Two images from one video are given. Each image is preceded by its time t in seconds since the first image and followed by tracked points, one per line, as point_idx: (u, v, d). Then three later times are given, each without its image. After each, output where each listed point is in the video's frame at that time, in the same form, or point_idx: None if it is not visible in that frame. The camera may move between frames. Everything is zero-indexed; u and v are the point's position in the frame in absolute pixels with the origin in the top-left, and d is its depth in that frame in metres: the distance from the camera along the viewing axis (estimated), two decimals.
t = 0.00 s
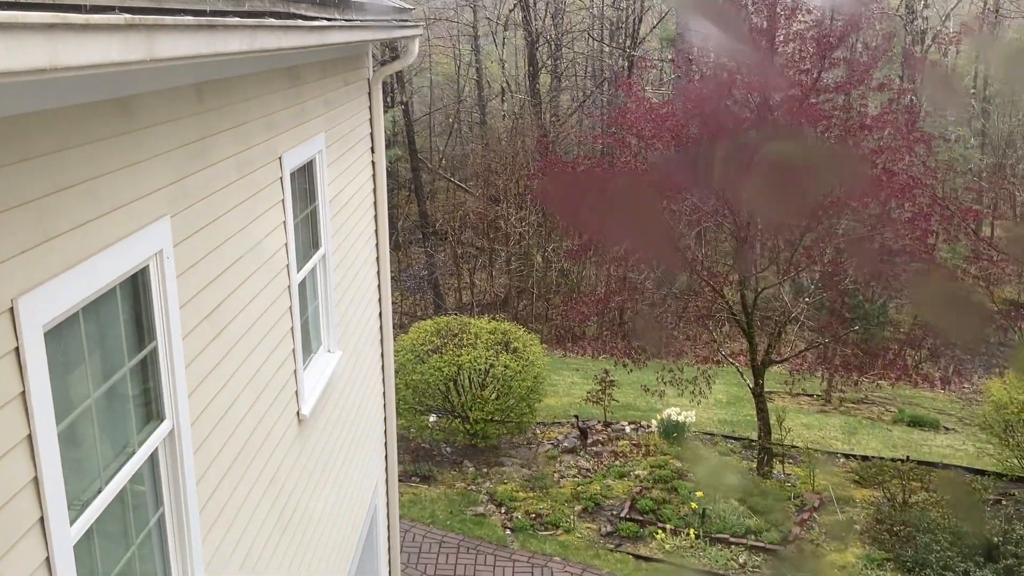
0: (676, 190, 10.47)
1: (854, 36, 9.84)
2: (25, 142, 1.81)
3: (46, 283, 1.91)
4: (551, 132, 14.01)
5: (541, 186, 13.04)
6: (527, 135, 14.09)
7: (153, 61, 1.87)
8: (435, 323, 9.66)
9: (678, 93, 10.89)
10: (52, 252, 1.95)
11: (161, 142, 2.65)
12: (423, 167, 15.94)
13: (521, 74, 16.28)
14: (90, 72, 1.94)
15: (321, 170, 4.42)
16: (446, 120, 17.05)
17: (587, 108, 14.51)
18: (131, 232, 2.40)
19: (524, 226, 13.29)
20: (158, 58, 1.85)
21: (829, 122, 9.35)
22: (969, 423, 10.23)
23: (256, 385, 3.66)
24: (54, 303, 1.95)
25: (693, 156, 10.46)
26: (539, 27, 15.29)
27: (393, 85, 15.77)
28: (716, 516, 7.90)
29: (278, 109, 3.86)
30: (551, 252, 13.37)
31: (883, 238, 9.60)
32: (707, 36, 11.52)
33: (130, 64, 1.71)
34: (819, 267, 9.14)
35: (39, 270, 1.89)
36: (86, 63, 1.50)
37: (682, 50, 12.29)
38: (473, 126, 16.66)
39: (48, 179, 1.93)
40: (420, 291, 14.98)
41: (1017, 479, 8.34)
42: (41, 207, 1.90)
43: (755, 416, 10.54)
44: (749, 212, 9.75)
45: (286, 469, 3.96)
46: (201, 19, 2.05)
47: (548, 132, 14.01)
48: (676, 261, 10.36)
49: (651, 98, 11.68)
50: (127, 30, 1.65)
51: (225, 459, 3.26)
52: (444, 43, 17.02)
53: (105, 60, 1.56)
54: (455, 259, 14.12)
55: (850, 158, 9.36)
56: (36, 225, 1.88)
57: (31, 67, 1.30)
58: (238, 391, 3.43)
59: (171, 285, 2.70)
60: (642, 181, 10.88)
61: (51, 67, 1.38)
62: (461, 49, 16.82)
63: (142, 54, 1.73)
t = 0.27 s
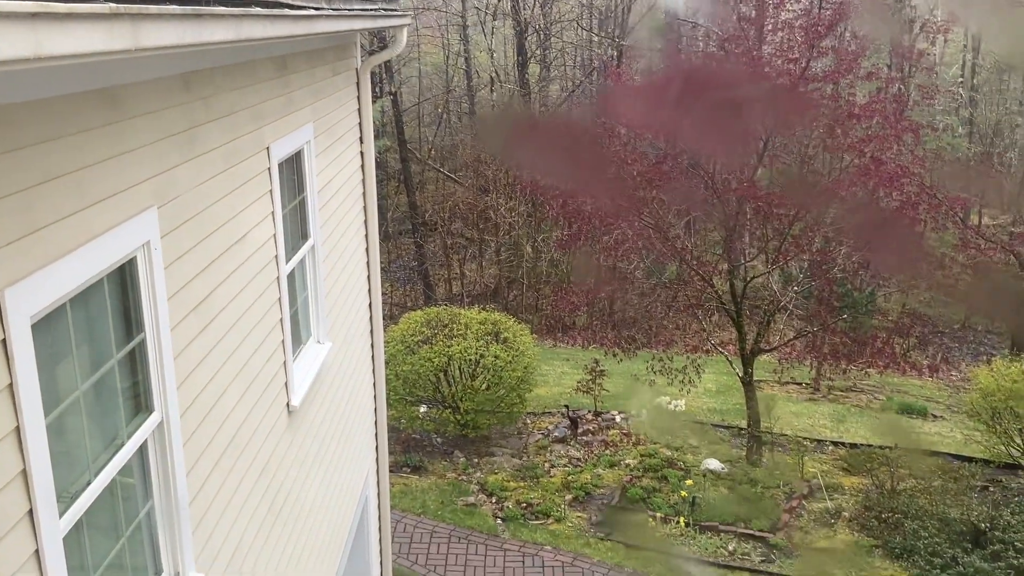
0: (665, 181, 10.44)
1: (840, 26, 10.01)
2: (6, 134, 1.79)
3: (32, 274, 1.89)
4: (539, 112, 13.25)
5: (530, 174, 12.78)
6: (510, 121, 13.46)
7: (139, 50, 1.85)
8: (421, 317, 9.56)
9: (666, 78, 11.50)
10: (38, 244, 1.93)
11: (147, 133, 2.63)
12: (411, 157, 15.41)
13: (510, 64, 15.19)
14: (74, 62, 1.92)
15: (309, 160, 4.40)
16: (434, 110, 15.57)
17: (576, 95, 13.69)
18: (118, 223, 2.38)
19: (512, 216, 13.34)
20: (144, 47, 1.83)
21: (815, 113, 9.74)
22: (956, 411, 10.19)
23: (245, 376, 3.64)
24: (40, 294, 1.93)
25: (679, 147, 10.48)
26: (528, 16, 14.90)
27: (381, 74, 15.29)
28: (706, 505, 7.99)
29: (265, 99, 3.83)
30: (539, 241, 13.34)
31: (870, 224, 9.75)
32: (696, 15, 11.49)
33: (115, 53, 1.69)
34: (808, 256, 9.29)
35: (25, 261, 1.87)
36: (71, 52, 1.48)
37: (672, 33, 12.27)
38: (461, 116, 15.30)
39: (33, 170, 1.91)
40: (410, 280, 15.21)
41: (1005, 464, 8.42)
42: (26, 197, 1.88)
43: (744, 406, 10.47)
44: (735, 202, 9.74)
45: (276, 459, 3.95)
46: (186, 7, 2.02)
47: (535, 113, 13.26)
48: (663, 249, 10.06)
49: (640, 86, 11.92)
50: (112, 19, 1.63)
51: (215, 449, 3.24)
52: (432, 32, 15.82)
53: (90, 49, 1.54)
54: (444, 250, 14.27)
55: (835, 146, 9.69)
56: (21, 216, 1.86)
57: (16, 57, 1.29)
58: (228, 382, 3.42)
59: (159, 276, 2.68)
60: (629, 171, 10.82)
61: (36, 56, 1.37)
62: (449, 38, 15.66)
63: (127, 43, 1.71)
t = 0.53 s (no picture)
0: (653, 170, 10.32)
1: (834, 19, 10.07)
2: None
3: (16, 266, 1.87)
4: (532, 110, 13.73)
5: (518, 164, 13.07)
6: (506, 118, 13.84)
7: (124, 40, 1.83)
8: (410, 308, 9.53)
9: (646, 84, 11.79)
10: (22, 236, 1.91)
11: (134, 123, 2.61)
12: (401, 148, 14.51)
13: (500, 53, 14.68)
14: (62, 54, 1.91)
15: (298, 151, 4.38)
16: (423, 101, 14.74)
17: (566, 87, 13.83)
18: (104, 215, 2.36)
19: (503, 207, 13.03)
20: (129, 36, 1.81)
21: (806, 103, 9.41)
22: (944, 399, 10.32)
23: (235, 367, 3.63)
24: (25, 286, 1.91)
25: (667, 137, 10.61)
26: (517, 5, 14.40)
27: (368, 65, 14.05)
28: (695, 494, 8.00)
29: (252, 90, 3.79)
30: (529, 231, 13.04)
31: (860, 216, 9.79)
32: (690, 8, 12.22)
33: (101, 43, 1.68)
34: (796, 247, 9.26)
35: (9, 253, 1.85)
36: (56, 41, 1.46)
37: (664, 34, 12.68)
38: (451, 107, 14.54)
39: (17, 161, 1.89)
40: (398, 272, 14.19)
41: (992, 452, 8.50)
42: (10, 189, 1.86)
43: (732, 395, 10.47)
44: (725, 192, 9.36)
45: (266, 451, 3.94)
46: None
47: (528, 110, 13.75)
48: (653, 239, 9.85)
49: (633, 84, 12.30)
50: (97, 8, 1.61)
51: (205, 441, 3.23)
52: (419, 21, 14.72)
53: (75, 39, 1.53)
54: (433, 241, 13.60)
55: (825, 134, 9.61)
56: (6, 208, 1.84)
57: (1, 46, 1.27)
58: (217, 373, 3.39)
59: (146, 269, 2.64)
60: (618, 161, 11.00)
61: (21, 46, 1.36)
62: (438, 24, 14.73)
63: (112, 33, 1.70)
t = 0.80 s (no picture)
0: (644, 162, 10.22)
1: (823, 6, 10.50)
2: None
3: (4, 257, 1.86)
4: (522, 101, 13.52)
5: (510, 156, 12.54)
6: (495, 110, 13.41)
7: (113, 29, 1.82)
8: (405, 296, 9.60)
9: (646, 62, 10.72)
10: (9, 226, 1.89)
11: (122, 113, 2.58)
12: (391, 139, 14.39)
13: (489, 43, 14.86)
14: (49, 42, 1.90)
15: (287, 142, 4.36)
16: (413, 92, 14.94)
17: (556, 79, 13.83)
18: (93, 206, 2.33)
19: (495, 198, 12.77)
20: (118, 25, 1.80)
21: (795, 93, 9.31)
22: (933, 388, 10.12)
23: (226, 358, 3.61)
24: (12, 277, 1.89)
25: (659, 127, 10.16)
26: None
27: (358, 56, 13.97)
28: (686, 484, 8.03)
29: (242, 79, 3.77)
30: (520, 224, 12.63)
31: (849, 208, 9.48)
32: None
33: (89, 31, 1.66)
34: (787, 237, 9.42)
35: None
36: (42, 31, 1.45)
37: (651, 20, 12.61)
38: (442, 98, 14.73)
39: (3, 151, 1.87)
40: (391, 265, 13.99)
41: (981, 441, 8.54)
42: None
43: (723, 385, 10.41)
44: (716, 182, 9.37)
45: (257, 442, 3.92)
46: None
47: (518, 101, 13.52)
48: (646, 231, 10.37)
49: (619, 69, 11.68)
50: None
51: (196, 431, 3.21)
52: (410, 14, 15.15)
53: (63, 28, 1.52)
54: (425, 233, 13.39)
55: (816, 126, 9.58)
56: None
57: None
58: (207, 364, 3.37)
59: (135, 260, 2.60)
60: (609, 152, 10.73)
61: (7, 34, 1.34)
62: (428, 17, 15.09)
63: (100, 20, 1.68)
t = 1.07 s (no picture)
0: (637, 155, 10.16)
1: None
2: None
3: None
4: (511, 93, 13.01)
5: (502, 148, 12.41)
6: (486, 104, 13.14)
7: (102, 20, 1.81)
8: (401, 288, 9.70)
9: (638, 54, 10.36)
10: None
11: (113, 105, 2.57)
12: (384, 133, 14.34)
13: (482, 40, 15.16)
14: (40, 32, 1.89)
15: (279, 135, 4.35)
16: (405, 86, 14.75)
17: (549, 71, 13.75)
18: (84, 197, 2.32)
19: (488, 191, 12.89)
20: (108, 16, 1.79)
21: (789, 84, 9.58)
22: (924, 380, 10.25)
23: (219, 350, 3.60)
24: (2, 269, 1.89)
25: (651, 120, 9.97)
26: None
27: (350, 48, 13.85)
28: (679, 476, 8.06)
29: (233, 72, 3.76)
30: (513, 217, 12.76)
31: (841, 202, 9.45)
32: None
33: (78, 21, 1.65)
34: (779, 230, 9.41)
35: None
36: (31, 21, 1.45)
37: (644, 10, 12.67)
38: (435, 91, 14.55)
39: None
40: (383, 258, 14.08)
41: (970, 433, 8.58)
42: None
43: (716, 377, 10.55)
44: (708, 175, 9.45)
45: (250, 435, 3.92)
46: None
47: (507, 93, 13.03)
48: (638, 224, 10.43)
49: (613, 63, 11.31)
50: None
51: (189, 423, 3.20)
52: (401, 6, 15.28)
53: (51, 19, 1.51)
54: (416, 226, 13.54)
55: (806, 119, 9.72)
56: None
57: None
58: (200, 357, 3.36)
59: (127, 253, 2.58)
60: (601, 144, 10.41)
61: None
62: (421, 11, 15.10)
63: (89, 10, 1.68)
